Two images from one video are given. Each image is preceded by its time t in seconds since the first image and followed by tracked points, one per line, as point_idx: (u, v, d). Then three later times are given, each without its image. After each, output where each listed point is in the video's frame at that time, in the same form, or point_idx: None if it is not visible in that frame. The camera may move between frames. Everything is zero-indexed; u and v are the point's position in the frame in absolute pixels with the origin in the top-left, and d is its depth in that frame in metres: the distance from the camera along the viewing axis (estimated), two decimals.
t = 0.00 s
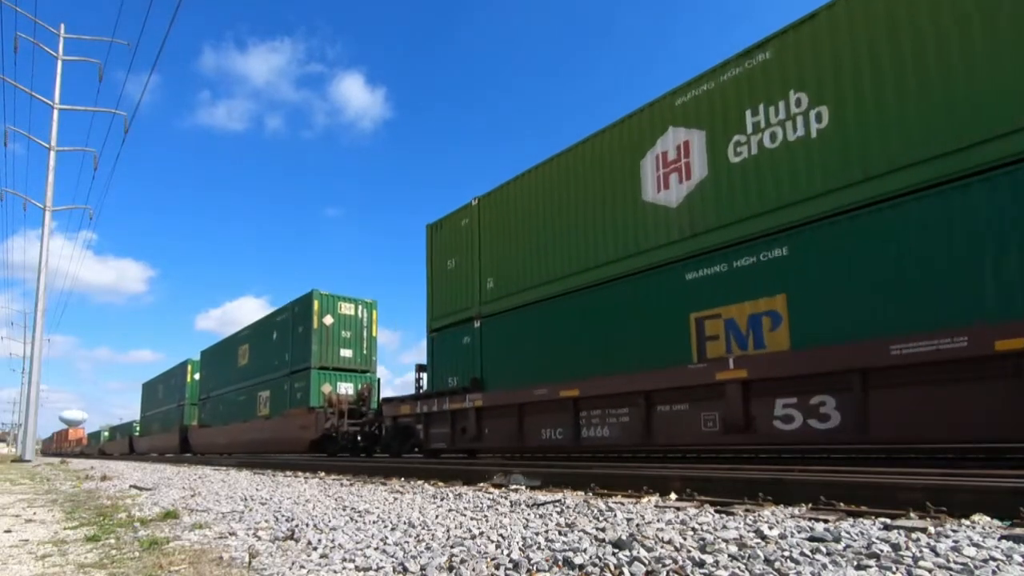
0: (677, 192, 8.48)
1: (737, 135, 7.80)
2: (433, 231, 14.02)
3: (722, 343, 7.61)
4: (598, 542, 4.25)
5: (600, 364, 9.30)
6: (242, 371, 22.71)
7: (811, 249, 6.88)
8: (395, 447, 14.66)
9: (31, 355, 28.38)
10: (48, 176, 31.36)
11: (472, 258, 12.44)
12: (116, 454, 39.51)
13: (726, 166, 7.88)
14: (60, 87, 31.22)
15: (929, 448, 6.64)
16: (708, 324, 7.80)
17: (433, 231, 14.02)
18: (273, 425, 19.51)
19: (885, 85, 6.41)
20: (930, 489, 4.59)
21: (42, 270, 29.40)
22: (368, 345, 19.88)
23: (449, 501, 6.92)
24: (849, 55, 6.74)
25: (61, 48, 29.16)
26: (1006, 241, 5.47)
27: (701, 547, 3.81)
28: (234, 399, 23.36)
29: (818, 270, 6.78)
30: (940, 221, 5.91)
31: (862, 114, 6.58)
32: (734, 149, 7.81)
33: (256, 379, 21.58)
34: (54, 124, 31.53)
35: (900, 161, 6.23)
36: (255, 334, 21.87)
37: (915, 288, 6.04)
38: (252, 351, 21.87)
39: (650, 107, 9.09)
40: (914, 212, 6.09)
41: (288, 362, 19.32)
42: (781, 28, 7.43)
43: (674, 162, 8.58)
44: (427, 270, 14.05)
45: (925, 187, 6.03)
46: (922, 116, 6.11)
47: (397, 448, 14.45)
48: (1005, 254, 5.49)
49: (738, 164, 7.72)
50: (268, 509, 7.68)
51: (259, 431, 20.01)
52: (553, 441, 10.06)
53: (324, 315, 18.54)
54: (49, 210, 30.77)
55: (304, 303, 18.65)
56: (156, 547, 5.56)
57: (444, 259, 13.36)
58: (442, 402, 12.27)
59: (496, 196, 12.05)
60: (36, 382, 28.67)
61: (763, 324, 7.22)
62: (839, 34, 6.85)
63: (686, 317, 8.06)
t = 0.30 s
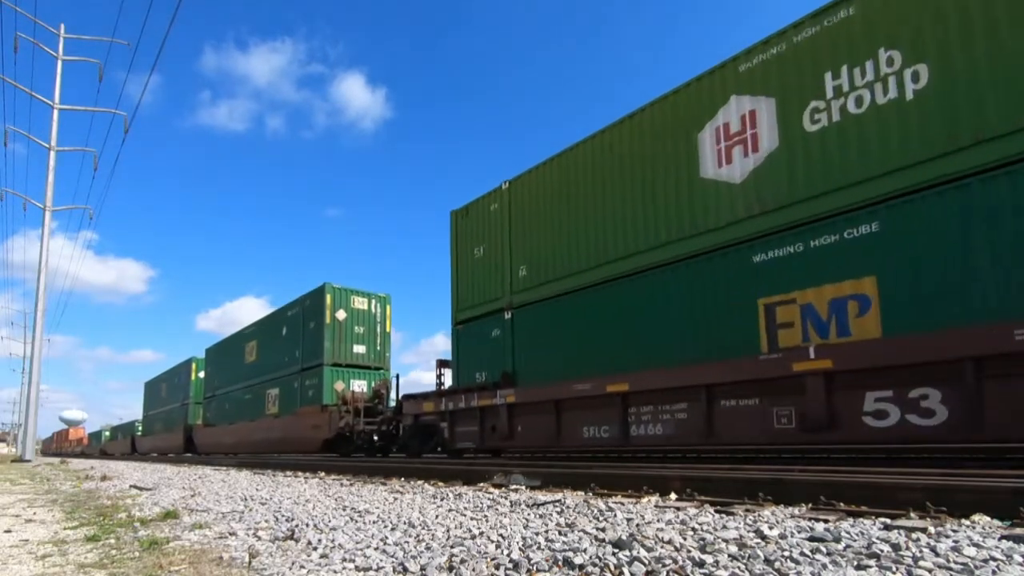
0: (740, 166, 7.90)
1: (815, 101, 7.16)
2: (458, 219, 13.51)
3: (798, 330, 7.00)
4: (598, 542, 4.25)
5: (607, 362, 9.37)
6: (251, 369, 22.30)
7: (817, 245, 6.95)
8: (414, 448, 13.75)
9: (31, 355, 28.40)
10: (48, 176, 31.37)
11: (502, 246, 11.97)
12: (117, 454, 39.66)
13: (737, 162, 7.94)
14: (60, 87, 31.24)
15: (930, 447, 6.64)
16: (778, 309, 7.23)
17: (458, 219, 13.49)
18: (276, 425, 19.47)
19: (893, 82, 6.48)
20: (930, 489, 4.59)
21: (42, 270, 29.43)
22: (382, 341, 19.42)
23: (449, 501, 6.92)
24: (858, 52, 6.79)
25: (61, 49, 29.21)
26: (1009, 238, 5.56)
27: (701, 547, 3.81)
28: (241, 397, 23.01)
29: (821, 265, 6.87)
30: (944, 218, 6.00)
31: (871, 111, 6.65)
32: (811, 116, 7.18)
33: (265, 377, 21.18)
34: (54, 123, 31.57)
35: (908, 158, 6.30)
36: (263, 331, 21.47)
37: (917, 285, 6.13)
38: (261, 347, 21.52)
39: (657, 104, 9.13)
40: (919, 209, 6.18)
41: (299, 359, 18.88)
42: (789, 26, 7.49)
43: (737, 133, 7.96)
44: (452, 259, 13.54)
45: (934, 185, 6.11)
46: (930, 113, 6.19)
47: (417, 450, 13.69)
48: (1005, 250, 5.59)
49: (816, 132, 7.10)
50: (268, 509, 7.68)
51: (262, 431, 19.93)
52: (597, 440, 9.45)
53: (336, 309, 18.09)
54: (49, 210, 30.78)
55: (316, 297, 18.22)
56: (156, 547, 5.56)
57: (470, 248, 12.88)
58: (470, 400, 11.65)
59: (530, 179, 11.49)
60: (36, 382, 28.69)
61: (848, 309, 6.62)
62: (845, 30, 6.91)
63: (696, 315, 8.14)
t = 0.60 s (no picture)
0: (819, 135, 7.22)
1: (910, 60, 6.44)
2: (489, 203, 12.91)
3: (892, 316, 6.35)
4: (598, 542, 4.25)
5: (609, 361, 9.56)
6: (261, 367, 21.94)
7: (810, 249, 7.18)
8: (437, 447, 13.18)
9: (31, 355, 28.42)
10: (48, 176, 31.38)
11: (538, 231, 11.35)
12: (118, 454, 39.85)
13: (732, 164, 8.16)
14: (60, 86, 31.31)
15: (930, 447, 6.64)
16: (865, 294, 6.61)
17: (488, 205, 12.89)
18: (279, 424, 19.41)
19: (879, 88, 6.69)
20: (930, 489, 4.60)
21: (42, 270, 29.42)
22: (397, 335, 18.87)
23: (448, 501, 6.92)
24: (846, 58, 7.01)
25: (61, 50, 29.30)
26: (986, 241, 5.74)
27: (701, 547, 3.81)
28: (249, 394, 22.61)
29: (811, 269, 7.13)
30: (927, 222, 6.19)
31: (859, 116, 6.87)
32: (902, 78, 6.50)
33: (276, 373, 20.73)
34: (54, 123, 31.67)
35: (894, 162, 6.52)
36: (275, 327, 21.09)
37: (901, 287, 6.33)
38: (271, 344, 21.18)
39: (656, 106, 9.34)
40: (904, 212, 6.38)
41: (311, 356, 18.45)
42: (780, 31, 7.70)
43: (813, 99, 7.27)
44: (482, 246, 12.90)
45: (918, 189, 6.32)
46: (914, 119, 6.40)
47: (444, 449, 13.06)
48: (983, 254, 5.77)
49: (911, 95, 6.40)
50: (268, 509, 7.68)
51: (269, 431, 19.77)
52: (648, 439, 8.77)
53: (349, 303, 17.61)
54: (49, 210, 30.82)
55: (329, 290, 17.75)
56: (156, 547, 5.56)
57: (501, 235, 12.30)
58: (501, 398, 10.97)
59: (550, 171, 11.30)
60: (36, 382, 28.68)
61: (954, 290, 5.95)
62: (830, 39, 7.17)
63: (693, 314, 8.36)
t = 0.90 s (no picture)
0: (914, 97, 6.38)
1: None
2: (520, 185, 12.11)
3: (1012, 296, 5.47)
4: (598, 542, 4.25)
5: (609, 361, 9.60)
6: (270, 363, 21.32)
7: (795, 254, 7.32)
8: (464, 445, 12.42)
9: (31, 355, 28.42)
10: (48, 176, 31.38)
11: (577, 214, 10.57)
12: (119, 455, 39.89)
13: (735, 164, 8.15)
14: (60, 86, 31.31)
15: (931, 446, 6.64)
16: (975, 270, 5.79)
17: (519, 187, 12.10)
18: (282, 424, 19.35)
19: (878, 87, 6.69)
20: (930, 489, 4.60)
21: (42, 270, 29.40)
22: (412, 330, 18.24)
23: (449, 501, 6.92)
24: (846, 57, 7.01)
25: (61, 49, 29.29)
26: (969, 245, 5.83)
27: (701, 547, 3.81)
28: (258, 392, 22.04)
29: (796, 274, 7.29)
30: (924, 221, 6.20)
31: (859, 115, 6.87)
32: None
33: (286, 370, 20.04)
34: (54, 123, 31.67)
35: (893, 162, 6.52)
36: (285, 321, 20.47)
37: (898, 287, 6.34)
38: (281, 340, 20.57)
39: (657, 105, 9.33)
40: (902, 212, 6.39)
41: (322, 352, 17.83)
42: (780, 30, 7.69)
43: (908, 57, 6.41)
44: (511, 235, 12.16)
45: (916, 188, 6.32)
46: (898, 125, 6.52)
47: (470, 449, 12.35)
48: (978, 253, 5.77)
49: None
50: (268, 509, 7.68)
51: (276, 430, 19.56)
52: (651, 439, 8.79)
53: (365, 296, 16.93)
54: (50, 210, 30.83)
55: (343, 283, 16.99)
56: (156, 547, 5.56)
57: (534, 222, 11.55)
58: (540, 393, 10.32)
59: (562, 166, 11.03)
60: (36, 382, 28.67)
61: None
62: (811, 48, 7.36)
63: (693, 313, 8.37)
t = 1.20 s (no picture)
0: None
1: None
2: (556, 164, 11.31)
3: None
4: (598, 542, 4.25)
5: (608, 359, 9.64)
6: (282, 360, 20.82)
7: (785, 257, 7.42)
8: (492, 445, 11.72)
9: (31, 355, 28.43)
10: (48, 176, 31.38)
11: (619, 197, 9.83)
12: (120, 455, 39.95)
13: (737, 162, 8.15)
14: (60, 87, 31.32)
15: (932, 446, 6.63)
16: None
17: (554, 167, 11.33)
18: (285, 424, 19.27)
19: (871, 86, 6.78)
20: (930, 489, 4.60)
21: (42, 270, 29.41)
22: (430, 325, 17.83)
23: (449, 501, 6.92)
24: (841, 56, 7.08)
25: (61, 50, 29.26)
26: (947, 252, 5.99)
27: (701, 547, 3.81)
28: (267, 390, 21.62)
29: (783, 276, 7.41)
30: (922, 221, 6.22)
31: (858, 114, 6.89)
32: None
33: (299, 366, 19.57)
34: (54, 123, 31.67)
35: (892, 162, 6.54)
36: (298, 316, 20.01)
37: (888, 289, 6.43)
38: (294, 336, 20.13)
39: (657, 105, 9.35)
40: (901, 213, 6.40)
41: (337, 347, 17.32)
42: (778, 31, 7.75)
43: None
44: (546, 225, 11.40)
45: (914, 188, 6.33)
46: (884, 129, 6.64)
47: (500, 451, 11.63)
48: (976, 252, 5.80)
49: None
50: (268, 509, 7.68)
51: (287, 428, 19.16)
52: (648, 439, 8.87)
53: (381, 289, 16.52)
54: (50, 210, 30.82)
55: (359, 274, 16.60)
56: (156, 547, 5.56)
57: (573, 208, 10.79)
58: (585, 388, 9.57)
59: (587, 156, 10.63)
60: (36, 382, 28.68)
61: None
62: (799, 54, 7.52)
63: (695, 313, 8.34)
